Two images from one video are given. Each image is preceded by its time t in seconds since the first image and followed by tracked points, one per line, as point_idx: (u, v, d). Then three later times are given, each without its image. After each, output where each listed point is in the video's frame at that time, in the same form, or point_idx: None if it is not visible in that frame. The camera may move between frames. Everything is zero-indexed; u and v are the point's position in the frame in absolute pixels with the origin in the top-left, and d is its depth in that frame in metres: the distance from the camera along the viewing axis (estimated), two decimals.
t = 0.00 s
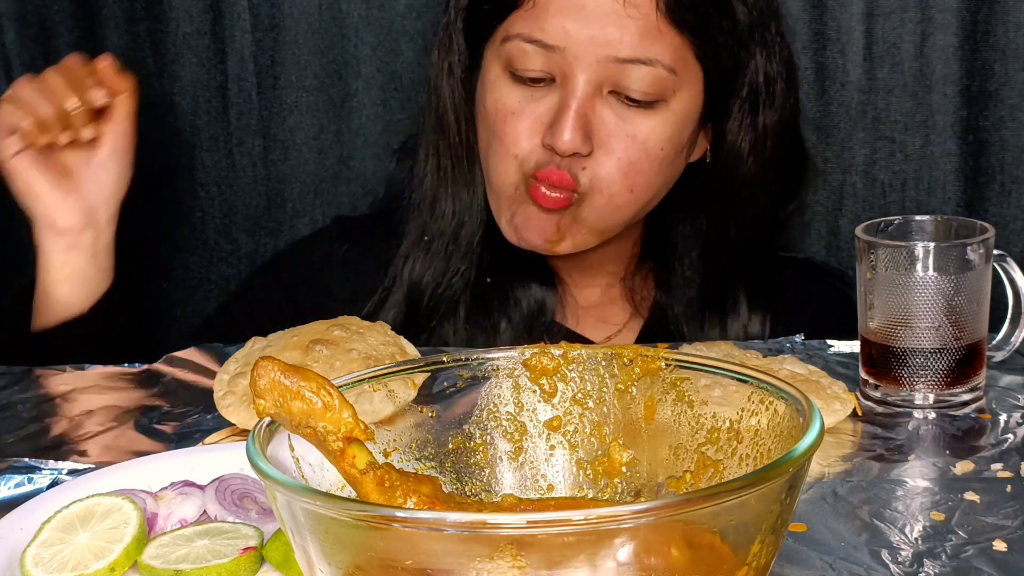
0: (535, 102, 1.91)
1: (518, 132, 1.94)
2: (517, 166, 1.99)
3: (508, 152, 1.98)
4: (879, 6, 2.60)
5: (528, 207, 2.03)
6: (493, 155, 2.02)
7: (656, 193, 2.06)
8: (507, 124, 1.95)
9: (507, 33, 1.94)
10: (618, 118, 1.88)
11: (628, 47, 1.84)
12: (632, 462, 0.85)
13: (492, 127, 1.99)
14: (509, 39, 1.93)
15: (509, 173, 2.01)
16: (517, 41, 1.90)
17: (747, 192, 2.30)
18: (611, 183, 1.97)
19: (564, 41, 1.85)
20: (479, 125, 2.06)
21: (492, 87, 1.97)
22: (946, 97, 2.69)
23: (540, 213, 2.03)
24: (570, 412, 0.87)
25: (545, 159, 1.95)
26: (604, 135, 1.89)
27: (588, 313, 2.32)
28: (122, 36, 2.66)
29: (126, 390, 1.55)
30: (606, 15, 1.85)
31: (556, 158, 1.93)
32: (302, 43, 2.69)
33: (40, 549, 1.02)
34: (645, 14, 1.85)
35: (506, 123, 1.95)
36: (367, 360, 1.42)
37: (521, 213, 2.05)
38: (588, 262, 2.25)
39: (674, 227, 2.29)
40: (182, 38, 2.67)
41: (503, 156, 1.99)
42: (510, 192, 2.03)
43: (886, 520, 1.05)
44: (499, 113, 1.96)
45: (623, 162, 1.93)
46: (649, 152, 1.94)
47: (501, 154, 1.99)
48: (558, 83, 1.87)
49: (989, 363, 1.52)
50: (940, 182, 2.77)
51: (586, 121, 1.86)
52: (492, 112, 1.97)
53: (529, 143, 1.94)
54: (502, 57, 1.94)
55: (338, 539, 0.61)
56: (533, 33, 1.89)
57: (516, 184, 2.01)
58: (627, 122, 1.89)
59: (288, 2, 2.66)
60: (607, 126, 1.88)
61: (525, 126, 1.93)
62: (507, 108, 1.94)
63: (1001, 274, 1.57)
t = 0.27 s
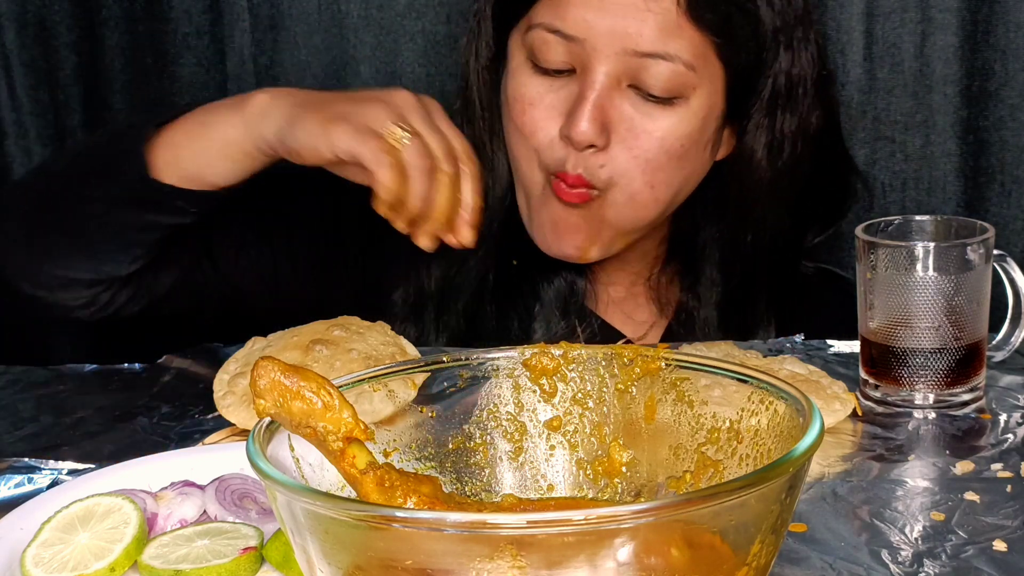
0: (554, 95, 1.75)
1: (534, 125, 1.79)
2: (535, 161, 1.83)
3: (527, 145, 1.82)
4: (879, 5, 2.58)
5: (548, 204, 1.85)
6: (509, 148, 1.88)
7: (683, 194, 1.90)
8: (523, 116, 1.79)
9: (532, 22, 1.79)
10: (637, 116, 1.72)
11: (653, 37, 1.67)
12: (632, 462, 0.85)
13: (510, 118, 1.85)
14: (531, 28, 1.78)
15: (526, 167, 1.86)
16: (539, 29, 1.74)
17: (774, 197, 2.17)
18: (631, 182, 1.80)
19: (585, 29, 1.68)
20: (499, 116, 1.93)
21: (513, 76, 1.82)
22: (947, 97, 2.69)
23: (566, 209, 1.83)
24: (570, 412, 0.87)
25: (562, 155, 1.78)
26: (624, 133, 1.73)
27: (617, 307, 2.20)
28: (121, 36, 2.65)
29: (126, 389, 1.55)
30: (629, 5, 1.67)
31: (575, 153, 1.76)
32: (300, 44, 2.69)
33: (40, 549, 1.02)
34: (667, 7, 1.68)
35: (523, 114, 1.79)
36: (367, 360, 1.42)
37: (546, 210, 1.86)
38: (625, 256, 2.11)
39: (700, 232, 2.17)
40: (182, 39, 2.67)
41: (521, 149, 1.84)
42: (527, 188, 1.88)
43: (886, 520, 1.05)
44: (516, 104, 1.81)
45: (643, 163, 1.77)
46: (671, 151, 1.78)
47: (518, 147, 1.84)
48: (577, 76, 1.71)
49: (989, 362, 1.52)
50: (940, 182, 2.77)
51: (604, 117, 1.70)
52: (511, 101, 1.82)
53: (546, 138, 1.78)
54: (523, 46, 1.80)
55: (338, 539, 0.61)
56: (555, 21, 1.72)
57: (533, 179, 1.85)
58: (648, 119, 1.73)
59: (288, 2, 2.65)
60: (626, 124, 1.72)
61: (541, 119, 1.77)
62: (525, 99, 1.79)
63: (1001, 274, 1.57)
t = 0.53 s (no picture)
0: (614, 99, 1.77)
1: (595, 129, 1.81)
2: (596, 163, 1.85)
3: (585, 148, 1.84)
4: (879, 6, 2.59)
5: (611, 201, 1.88)
6: (563, 152, 1.90)
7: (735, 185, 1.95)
8: (585, 120, 1.81)
9: (585, 27, 1.80)
10: (697, 116, 1.76)
11: (713, 40, 1.70)
12: (632, 462, 0.85)
13: (564, 124, 1.86)
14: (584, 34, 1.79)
15: (583, 170, 1.88)
16: (596, 36, 1.75)
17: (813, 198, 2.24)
18: (697, 177, 1.84)
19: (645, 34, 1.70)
20: (548, 121, 1.94)
21: (566, 83, 1.84)
22: (947, 97, 2.69)
23: (630, 208, 1.87)
24: (570, 412, 0.87)
25: (626, 156, 1.81)
26: (685, 132, 1.77)
27: (650, 308, 2.26)
28: (121, 36, 2.65)
29: (126, 389, 1.55)
30: (691, 8, 1.70)
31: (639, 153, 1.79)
32: (301, 45, 2.69)
33: (40, 549, 1.02)
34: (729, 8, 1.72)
35: (583, 119, 1.82)
36: (367, 360, 1.42)
37: (607, 208, 1.89)
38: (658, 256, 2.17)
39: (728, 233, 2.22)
40: (181, 39, 2.66)
41: (577, 153, 1.86)
42: (583, 188, 1.90)
43: (886, 520, 1.05)
44: (572, 110, 1.83)
45: (706, 159, 1.81)
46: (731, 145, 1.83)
47: (575, 151, 1.86)
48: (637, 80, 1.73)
49: (989, 363, 1.52)
50: (941, 181, 2.77)
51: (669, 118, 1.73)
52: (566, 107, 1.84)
53: (607, 141, 1.81)
54: (575, 53, 1.81)
55: (338, 539, 0.61)
56: (614, 27, 1.74)
57: (592, 180, 1.88)
58: (708, 117, 1.78)
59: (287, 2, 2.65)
60: (687, 124, 1.77)
61: (602, 123, 1.80)
62: (582, 104, 1.81)
63: (1001, 274, 1.57)
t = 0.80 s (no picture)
0: (617, 87, 1.77)
1: (592, 115, 1.80)
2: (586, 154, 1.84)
3: (580, 137, 1.83)
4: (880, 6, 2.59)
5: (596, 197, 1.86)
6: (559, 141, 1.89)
7: (723, 199, 1.92)
8: (584, 107, 1.81)
9: (599, 13, 1.80)
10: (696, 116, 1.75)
11: (725, 39, 1.69)
12: (632, 463, 0.85)
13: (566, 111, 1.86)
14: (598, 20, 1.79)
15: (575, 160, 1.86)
16: (609, 20, 1.75)
17: (832, 217, 2.26)
18: (683, 181, 1.82)
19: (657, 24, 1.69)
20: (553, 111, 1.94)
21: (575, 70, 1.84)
22: (947, 97, 2.69)
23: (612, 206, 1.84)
24: (570, 412, 0.87)
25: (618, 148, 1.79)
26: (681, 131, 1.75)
27: (657, 317, 2.26)
28: (121, 36, 2.65)
29: (126, 389, 1.55)
30: (706, 4, 1.69)
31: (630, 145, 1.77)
32: (301, 44, 2.69)
33: (40, 549, 1.02)
34: (744, 9, 1.71)
35: (583, 105, 1.81)
36: (367, 360, 1.42)
37: (591, 205, 1.87)
38: (669, 264, 2.20)
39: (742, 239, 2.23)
40: (181, 39, 2.67)
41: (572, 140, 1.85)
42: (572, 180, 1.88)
43: (886, 520, 1.05)
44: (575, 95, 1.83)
45: (697, 162, 1.79)
46: (724, 155, 1.81)
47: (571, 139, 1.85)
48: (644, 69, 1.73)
49: (989, 362, 1.52)
50: (941, 181, 2.77)
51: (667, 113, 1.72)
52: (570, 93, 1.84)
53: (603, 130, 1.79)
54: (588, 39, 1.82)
55: (337, 539, 0.61)
56: (627, 13, 1.73)
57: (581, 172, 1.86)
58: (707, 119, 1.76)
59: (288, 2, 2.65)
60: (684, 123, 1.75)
61: (601, 110, 1.78)
62: (585, 90, 1.81)
63: (1001, 274, 1.57)
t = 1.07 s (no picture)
0: (632, 94, 1.77)
1: (609, 123, 1.81)
2: (606, 159, 1.85)
3: (597, 143, 1.84)
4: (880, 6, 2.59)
5: (620, 199, 1.88)
6: (576, 147, 1.89)
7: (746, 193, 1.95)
8: (600, 113, 1.81)
9: (606, 19, 1.79)
10: (714, 118, 1.77)
11: (738, 42, 1.70)
12: (632, 463, 0.85)
13: (579, 117, 1.86)
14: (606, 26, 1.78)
15: (594, 165, 1.88)
16: (618, 28, 1.74)
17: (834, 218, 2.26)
18: (708, 180, 1.84)
19: (668, 31, 1.69)
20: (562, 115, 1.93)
21: (584, 76, 1.84)
22: (947, 97, 2.68)
23: (641, 207, 1.87)
24: (570, 412, 0.87)
25: (639, 152, 1.81)
26: (700, 133, 1.77)
27: (655, 319, 2.27)
28: (121, 36, 2.65)
29: (126, 389, 1.55)
30: (717, 8, 1.69)
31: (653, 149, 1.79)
32: (301, 45, 2.69)
33: (40, 549, 1.02)
34: (756, 12, 1.72)
35: (598, 113, 1.82)
36: (367, 360, 1.42)
37: (616, 207, 1.89)
38: (667, 266, 2.19)
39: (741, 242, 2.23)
40: (181, 39, 2.67)
41: (590, 147, 1.86)
42: (593, 184, 1.90)
43: (886, 520, 1.05)
44: (588, 103, 1.83)
45: (719, 162, 1.81)
46: (745, 152, 1.83)
47: (588, 145, 1.86)
48: (658, 76, 1.73)
49: (989, 363, 1.53)
50: (941, 182, 2.77)
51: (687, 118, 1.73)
52: (581, 100, 1.84)
53: (621, 136, 1.81)
54: (596, 45, 1.81)
55: (337, 539, 0.61)
56: (637, 20, 1.72)
57: (602, 176, 1.88)
58: (726, 119, 1.78)
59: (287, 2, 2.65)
60: (704, 126, 1.76)
61: (617, 117, 1.79)
62: (598, 98, 1.81)
63: (1001, 273, 1.57)
